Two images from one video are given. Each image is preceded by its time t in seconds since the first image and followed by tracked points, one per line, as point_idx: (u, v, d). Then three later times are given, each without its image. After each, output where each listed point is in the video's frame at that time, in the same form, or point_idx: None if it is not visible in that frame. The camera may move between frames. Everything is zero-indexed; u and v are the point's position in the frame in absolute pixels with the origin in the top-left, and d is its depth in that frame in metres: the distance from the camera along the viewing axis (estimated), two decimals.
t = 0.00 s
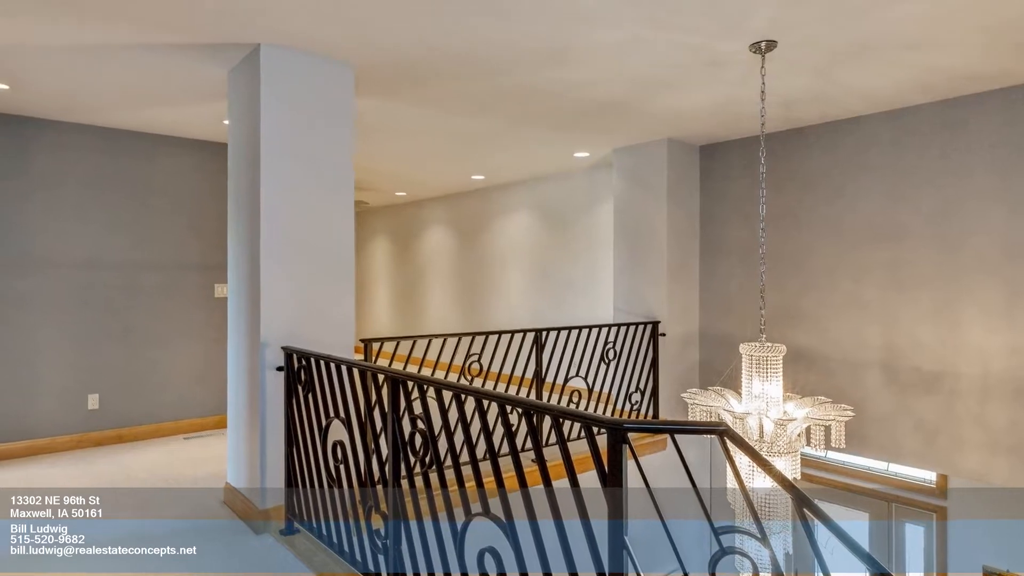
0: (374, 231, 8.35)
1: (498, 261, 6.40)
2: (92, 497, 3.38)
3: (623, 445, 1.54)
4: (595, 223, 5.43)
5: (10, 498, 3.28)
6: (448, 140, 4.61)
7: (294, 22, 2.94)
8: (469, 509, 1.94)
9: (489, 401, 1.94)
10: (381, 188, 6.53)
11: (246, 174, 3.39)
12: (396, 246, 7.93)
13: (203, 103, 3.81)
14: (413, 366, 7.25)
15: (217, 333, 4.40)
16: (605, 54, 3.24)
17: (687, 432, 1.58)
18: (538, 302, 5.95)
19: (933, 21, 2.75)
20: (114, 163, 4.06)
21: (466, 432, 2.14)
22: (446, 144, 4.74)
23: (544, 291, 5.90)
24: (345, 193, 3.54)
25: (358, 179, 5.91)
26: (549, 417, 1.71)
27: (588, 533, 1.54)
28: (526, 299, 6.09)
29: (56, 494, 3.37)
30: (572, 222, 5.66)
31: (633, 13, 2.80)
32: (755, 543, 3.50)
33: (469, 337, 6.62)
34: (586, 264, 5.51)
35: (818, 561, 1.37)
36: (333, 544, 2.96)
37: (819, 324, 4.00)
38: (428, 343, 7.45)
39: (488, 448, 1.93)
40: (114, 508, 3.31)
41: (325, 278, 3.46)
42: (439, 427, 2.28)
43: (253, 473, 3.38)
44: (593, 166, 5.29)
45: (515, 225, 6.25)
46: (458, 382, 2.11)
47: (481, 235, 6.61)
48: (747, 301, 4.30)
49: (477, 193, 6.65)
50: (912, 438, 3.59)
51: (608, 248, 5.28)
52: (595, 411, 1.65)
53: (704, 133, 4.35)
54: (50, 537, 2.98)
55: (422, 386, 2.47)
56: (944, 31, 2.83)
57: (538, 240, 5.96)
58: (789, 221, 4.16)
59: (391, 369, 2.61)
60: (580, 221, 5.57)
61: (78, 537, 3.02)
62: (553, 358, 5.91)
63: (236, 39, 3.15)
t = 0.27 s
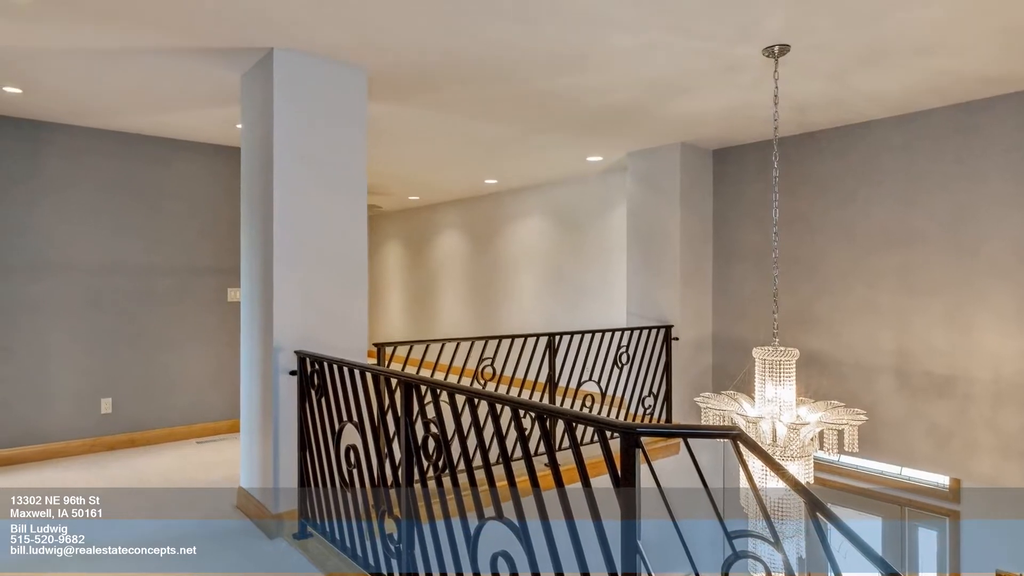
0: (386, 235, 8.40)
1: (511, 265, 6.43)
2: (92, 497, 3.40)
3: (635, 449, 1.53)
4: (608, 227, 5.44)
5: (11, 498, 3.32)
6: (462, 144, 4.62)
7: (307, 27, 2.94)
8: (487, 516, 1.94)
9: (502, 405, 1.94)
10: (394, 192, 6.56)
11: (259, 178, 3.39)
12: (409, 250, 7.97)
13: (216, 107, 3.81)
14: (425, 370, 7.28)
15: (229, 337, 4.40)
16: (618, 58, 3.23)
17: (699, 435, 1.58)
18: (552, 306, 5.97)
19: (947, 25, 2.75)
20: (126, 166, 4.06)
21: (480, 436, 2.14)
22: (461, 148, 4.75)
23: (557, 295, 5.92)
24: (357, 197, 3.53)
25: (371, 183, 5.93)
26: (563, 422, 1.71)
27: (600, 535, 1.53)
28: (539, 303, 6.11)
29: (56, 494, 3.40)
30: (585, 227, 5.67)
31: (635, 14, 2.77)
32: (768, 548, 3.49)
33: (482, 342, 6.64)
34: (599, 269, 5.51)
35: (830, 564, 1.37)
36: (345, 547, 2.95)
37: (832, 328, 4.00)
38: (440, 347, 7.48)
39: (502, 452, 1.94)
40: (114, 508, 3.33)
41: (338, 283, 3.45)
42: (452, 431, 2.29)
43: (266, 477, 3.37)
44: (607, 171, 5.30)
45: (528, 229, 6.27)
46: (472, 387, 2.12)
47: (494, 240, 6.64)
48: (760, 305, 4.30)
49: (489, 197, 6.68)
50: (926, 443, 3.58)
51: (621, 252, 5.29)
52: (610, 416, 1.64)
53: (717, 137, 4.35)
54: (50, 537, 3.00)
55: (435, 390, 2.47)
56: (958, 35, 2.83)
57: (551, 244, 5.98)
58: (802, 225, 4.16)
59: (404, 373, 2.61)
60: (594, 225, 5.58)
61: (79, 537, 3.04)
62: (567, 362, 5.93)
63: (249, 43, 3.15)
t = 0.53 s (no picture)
0: (399, 239, 8.45)
1: (523, 269, 6.46)
2: (93, 497, 3.42)
3: (648, 453, 1.55)
4: (621, 231, 5.45)
5: (10, 498, 3.34)
6: (476, 148, 4.63)
7: (322, 31, 2.94)
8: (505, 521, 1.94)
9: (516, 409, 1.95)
10: (407, 196, 6.60)
11: (271, 182, 3.39)
12: (422, 254, 8.02)
13: (228, 111, 3.81)
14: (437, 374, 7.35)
15: (242, 341, 4.40)
16: (631, 63, 3.24)
17: (713, 440, 1.59)
18: (565, 310, 5.98)
19: (962, 29, 2.74)
20: (137, 170, 4.06)
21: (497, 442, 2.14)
22: (476, 153, 4.77)
23: (570, 298, 5.93)
24: (370, 201, 3.53)
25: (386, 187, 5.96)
26: (577, 426, 1.71)
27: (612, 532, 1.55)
28: (552, 306, 6.13)
29: (56, 494, 3.42)
30: (597, 231, 5.70)
31: (639, 15, 2.75)
32: (782, 552, 3.50)
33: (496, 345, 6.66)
34: (612, 273, 5.52)
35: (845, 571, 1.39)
36: (358, 552, 2.95)
37: (845, 332, 4.00)
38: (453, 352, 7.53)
39: (516, 457, 1.94)
40: (114, 508, 3.35)
41: (351, 287, 3.45)
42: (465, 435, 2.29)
43: (279, 481, 3.36)
44: (619, 175, 5.32)
45: (541, 233, 6.30)
46: (484, 391, 2.12)
47: (507, 244, 6.67)
48: (773, 309, 4.30)
49: (502, 201, 6.72)
50: (939, 447, 3.58)
51: (633, 256, 5.30)
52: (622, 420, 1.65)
53: (730, 141, 4.36)
54: (50, 537, 3.01)
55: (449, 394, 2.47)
56: (972, 39, 2.83)
57: (564, 248, 6.00)
58: (815, 228, 4.16)
59: (418, 377, 2.61)
60: (606, 229, 5.60)
61: (79, 537, 3.04)
62: (579, 366, 5.95)
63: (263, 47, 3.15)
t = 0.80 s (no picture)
0: (413, 243, 8.51)
1: (536, 272, 6.49)
2: (93, 497, 3.45)
3: (661, 457, 1.55)
4: (635, 236, 5.47)
5: (11, 498, 3.37)
6: (490, 152, 4.64)
7: (336, 35, 2.94)
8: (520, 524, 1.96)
9: (528, 413, 1.95)
10: (419, 200, 6.63)
11: (284, 186, 3.39)
12: (435, 259, 8.07)
13: (241, 115, 3.81)
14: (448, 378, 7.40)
15: (255, 345, 4.40)
16: (645, 67, 3.24)
17: (727, 444, 1.59)
18: (579, 314, 6.01)
19: (976, 32, 2.74)
20: (150, 174, 4.06)
21: (510, 446, 2.15)
22: (490, 157, 4.78)
23: (584, 303, 5.96)
24: (383, 205, 3.53)
25: (400, 192, 5.98)
26: (589, 430, 1.72)
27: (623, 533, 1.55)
28: (565, 310, 6.16)
29: (56, 494, 3.45)
30: (611, 235, 5.72)
31: (651, 19, 2.74)
32: (795, 554, 3.51)
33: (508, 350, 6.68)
34: (625, 277, 5.54)
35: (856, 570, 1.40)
36: (372, 556, 2.94)
37: (858, 336, 4.00)
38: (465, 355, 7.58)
39: (530, 461, 1.94)
40: (114, 508, 3.38)
41: (364, 291, 3.45)
42: (478, 440, 2.30)
43: (292, 485, 3.35)
44: (633, 179, 5.35)
45: (554, 237, 6.33)
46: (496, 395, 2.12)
47: (521, 248, 6.71)
48: (786, 313, 4.30)
49: (516, 205, 6.76)
50: (952, 451, 3.58)
51: (648, 260, 5.32)
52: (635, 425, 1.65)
53: (743, 146, 4.37)
54: (50, 536, 3.04)
55: (462, 399, 2.48)
56: (986, 43, 2.83)
57: (578, 251, 6.03)
58: (829, 233, 4.16)
59: (431, 381, 2.61)
60: (620, 233, 5.62)
61: (79, 536, 3.06)
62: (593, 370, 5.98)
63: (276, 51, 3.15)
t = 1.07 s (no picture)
0: (426, 247, 8.56)
1: (550, 276, 6.52)
2: (93, 498, 3.48)
3: (675, 460, 1.54)
4: (648, 240, 5.49)
5: (10, 498, 3.40)
6: (505, 156, 4.65)
7: (347, 38, 2.93)
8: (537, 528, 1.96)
9: (542, 417, 1.96)
10: (432, 204, 6.65)
11: (297, 189, 3.39)
12: (448, 263, 8.11)
13: (254, 119, 3.81)
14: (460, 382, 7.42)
15: (267, 349, 4.40)
16: (658, 72, 3.25)
17: (739, 447, 1.58)
18: (592, 318, 6.04)
19: (989, 36, 2.74)
20: (162, 177, 4.06)
21: (523, 449, 2.15)
22: (505, 161, 4.80)
23: (598, 308, 5.98)
24: (395, 208, 3.53)
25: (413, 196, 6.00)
26: (602, 434, 1.73)
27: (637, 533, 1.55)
28: (578, 314, 6.18)
29: (56, 495, 3.48)
30: (624, 239, 5.74)
31: (665, 22, 2.73)
32: (809, 559, 3.51)
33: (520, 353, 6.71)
34: (639, 283, 5.56)
35: (868, 574, 1.39)
36: (385, 560, 2.93)
37: (870, 340, 4.01)
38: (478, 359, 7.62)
39: (544, 465, 1.94)
40: (113, 508, 3.39)
41: (376, 295, 3.45)
42: (492, 444, 2.30)
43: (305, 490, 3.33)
44: (645, 183, 5.38)
45: (567, 241, 6.36)
46: (511, 399, 2.12)
47: (534, 253, 6.74)
48: (798, 317, 4.30)
49: (529, 209, 6.79)
50: (965, 455, 3.58)
51: (661, 265, 5.35)
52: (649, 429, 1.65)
53: (756, 150, 4.39)
54: (50, 537, 3.05)
55: (476, 403, 2.48)
56: (999, 47, 2.83)
57: (592, 255, 6.06)
58: (842, 237, 4.16)
59: (444, 385, 2.60)
60: (633, 239, 5.64)
61: (79, 537, 3.07)
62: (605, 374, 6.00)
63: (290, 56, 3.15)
